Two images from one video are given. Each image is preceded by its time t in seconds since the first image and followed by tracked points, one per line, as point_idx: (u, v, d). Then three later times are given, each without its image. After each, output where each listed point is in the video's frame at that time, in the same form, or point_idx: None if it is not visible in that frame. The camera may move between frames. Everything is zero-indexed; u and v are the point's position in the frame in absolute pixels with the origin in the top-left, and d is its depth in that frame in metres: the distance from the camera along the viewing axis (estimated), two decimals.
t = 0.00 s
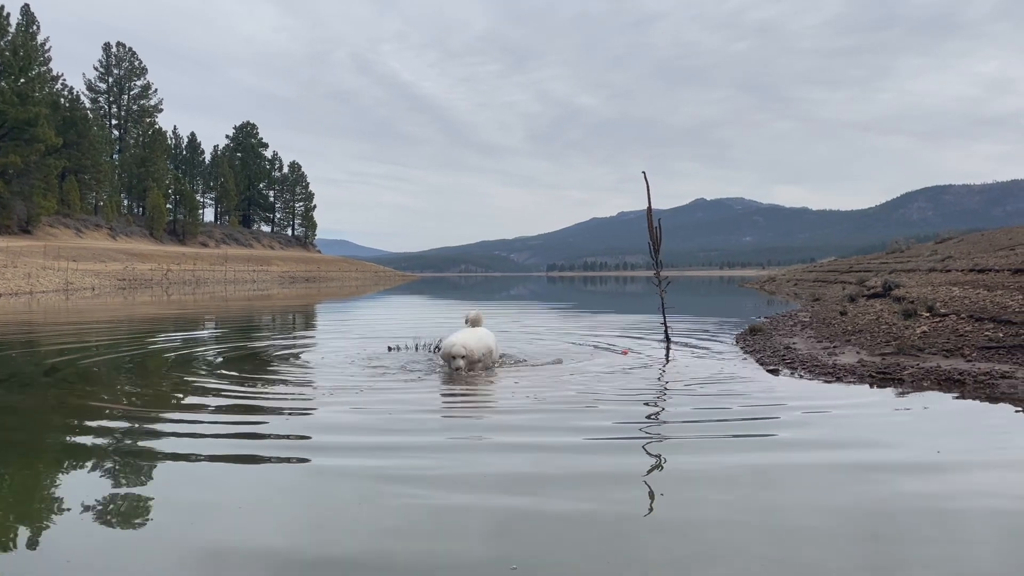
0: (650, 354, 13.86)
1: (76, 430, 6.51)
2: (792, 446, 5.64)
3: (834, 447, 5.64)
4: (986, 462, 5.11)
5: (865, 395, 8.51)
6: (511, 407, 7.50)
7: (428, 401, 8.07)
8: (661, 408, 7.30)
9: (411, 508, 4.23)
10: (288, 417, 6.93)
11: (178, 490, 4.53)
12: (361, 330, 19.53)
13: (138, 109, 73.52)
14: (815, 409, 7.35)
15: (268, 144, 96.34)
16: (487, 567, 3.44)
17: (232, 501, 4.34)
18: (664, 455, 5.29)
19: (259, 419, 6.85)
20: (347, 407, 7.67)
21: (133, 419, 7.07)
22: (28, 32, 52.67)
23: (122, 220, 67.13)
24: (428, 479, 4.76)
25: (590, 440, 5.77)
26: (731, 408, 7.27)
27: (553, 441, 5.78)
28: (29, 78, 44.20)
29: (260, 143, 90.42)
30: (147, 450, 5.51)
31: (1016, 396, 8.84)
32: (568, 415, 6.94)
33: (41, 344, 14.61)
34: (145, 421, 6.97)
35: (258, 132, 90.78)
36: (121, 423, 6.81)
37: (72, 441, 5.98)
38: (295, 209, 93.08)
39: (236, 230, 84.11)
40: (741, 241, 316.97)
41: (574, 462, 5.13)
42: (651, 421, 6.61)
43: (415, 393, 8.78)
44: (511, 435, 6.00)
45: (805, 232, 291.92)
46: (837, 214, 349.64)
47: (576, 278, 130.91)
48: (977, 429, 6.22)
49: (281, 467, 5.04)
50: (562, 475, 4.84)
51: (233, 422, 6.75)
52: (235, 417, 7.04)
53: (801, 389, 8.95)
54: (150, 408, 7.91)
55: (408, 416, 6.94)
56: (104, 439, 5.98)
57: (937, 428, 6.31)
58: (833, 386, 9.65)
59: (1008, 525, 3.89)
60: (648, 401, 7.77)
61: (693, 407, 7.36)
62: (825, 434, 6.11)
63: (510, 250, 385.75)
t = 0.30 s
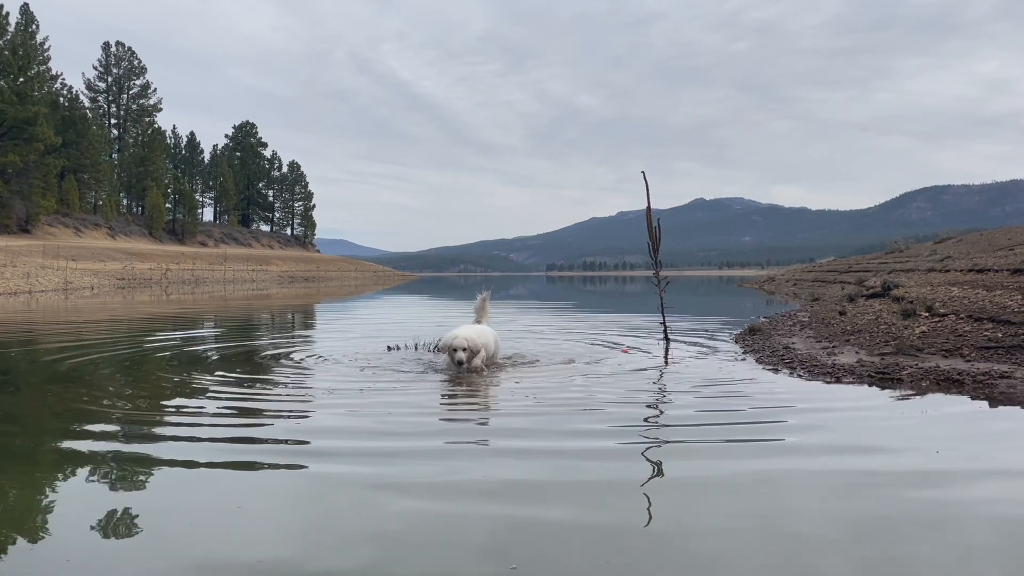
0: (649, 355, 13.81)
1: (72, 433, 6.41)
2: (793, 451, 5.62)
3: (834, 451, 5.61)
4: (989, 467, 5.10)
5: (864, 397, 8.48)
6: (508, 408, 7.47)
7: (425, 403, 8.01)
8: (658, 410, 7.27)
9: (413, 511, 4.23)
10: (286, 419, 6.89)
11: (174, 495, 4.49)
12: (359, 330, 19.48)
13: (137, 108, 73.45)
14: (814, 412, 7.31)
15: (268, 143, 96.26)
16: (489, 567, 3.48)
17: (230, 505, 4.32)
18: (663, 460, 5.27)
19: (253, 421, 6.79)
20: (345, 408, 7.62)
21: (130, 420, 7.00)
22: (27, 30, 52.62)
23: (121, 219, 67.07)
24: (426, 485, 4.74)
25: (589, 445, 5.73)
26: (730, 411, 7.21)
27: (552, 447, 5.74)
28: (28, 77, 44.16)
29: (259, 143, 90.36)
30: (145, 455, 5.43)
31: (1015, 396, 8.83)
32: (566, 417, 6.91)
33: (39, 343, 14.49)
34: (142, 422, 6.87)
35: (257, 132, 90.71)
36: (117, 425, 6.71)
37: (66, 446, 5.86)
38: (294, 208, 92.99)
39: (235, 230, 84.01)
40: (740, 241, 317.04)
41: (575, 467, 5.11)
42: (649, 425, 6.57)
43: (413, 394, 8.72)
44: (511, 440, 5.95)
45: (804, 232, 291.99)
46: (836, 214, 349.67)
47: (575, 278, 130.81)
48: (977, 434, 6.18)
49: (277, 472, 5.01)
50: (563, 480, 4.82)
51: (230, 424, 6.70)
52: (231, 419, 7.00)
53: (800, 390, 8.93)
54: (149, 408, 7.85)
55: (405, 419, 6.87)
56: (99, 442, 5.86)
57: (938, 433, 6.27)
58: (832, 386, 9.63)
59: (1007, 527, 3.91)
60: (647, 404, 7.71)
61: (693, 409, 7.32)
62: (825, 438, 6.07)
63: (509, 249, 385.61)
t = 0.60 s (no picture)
0: (649, 355, 13.77)
1: (69, 434, 6.33)
2: (790, 453, 5.63)
3: (832, 453, 5.63)
4: (986, 466, 5.12)
5: (863, 398, 8.45)
6: (506, 411, 7.42)
7: (424, 404, 7.97)
8: (658, 415, 7.20)
9: (413, 515, 4.25)
10: (283, 421, 6.83)
11: (171, 499, 4.49)
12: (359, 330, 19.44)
13: (136, 107, 73.39)
14: (815, 414, 7.24)
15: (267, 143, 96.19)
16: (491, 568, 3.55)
17: (229, 509, 4.33)
18: (659, 465, 5.29)
19: (249, 424, 6.69)
20: (343, 409, 7.58)
21: (130, 420, 6.95)
22: (27, 29, 52.62)
23: (121, 219, 67.01)
24: (425, 487, 4.76)
25: (588, 448, 5.76)
26: (731, 414, 7.13)
27: (550, 450, 5.76)
28: (27, 76, 44.12)
29: (259, 142, 90.30)
30: (140, 461, 5.32)
31: (1013, 396, 8.81)
32: (566, 420, 6.86)
33: (38, 343, 14.43)
34: (142, 424, 6.78)
35: (256, 131, 90.66)
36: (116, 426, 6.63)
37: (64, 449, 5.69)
38: (293, 208, 92.90)
39: (234, 229, 83.94)
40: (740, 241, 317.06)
41: (574, 472, 5.13)
42: (649, 429, 6.50)
43: (412, 395, 8.69)
44: (510, 443, 5.96)
45: (804, 232, 291.93)
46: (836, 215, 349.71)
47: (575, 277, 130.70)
48: (978, 433, 6.13)
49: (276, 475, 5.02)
50: (562, 483, 4.85)
51: (226, 426, 6.64)
52: (229, 420, 6.95)
53: (799, 391, 8.91)
54: (148, 408, 7.82)
55: (401, 422, 6.80)
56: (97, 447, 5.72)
57: (936, 432, 6.28)
58: (830, 386, 9.60)
59: (1007, 528, 3.94)
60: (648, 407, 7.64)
61: (694, 412, 7.27)
62: (823, 440, 6.09)
63: (509, 249, 385.61)
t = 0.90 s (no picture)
0: (648, 355, 13.78)
1: (69, 435, 6.25)
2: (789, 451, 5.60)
3: (831, 451, 5.59)
4: (986, 464, 5.07)
5: (863, 398, 8.43)
6: (504, 412, 7.33)
7: (422, 404, 7.95)
8: (658, 418, 7.00)
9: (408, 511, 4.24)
10: (278, 422, 6.75)
11: (163, 503, 4.42)
12: (358, 330, 19.44)
13: (136, 107, 73.38)
14: (817, 417, 7.07)
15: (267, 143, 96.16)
16: (486, 566, 3.51)
17: (223, 511, 4.28)
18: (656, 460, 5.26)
19: (241, 427, 6.55)
20: (341, 410, 7.54)
21: (129, 421, 6.90)
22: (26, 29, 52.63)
23: (120, 218, 67.05)
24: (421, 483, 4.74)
25: (586, 445, 5.73)
26: (732, 418, 6.95)
27: (546, 446, 5.71)
28: (27, 75, 44.12)
29: (258, 142, 90.35)
30: (126, 469, 5.12)
31: (1012, 396, 8.81)
32: (565, 421, 6.80)
33: (37, 343, 14.36)
34: (141, 425, 6.69)
35: (256, 131, 90.65)
36: (113, 427, 6.53)
37: (68, 453, 5.55)
38: (292, 208, 92.84)
39: (234, 229, 83.88)
40: (740, 241, 317.08)
41: (570, 467, 5.11)
42: (648, 432, 6.29)
43: (411, 395, 8.66)
44: (505, 441, 5.92)
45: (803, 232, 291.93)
46: (835, 215, 349.84)
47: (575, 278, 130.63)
48: (979, 431, 6.09)
49: (271, 474, 4.98)
50: (559, 479, 4.82)
51: (221, 428, 6.55)
52: (227, 421, 6.90)
53: (798, 391, 8.93)
54: (148, 408, 7.79)
55: (395, 424, 6.68)
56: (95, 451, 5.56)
57: (935, 430, 6.23)
58: (830, 387, 9.59)
59: (1006, 526, 3.93)
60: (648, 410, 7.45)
61: (694, 412, 7.31)
62: (821, 437, 6.05)
63: (508, 249, 385.63)
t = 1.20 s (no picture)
0: (648, 355, 13.77)
1: (68, 433, 6.25)
2: (794, 450, 5.54)
3: (835, 451, 5.52)
4: (986, 465, 5.02)
5: (863, 398, 8.41)
6: (504, 414, 7.16)
7: (419, 405, 7.94)
8: (657, 421, 6.74)
9: (405, 511, 4.19)
10: (272, 423, 6.60)
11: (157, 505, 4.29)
12: (357, 329, 19.40)
13: (135, 106, 73.34)
14: (820, 419, 6.85)
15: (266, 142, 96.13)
16: (488, 568, 3.46)
17: (220, 511, 4.20)
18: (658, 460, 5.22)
19: (234, 430, 6.33)
20: (339, 410, 7.49)
21: (129, 421, 6.82)
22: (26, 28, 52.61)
23: (120, 217, 66.99)
24: (417, 484, 4.68)
25: (586, 445, 5.69)
26: (733, 421, 6.68)
27: (547, 447, 5.65)
28: (27, 74, 44.13)
29: (258, 142, 90.35)
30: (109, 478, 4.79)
31: (1013, 396, 8.80)
32: (564, 421, 6.75)
33: (36, 343, 14.25)
34: (139, 428, 6.49)
35: (255, 130, 90.63)
36: (109, 431, 6.29)
37: (65, 459, 5.33)
38: (292, 207, 92.80)
39: (233, 228, 83.81)
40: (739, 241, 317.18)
41: (569, 468, 5.05)
42: (649, 438, 5.98)
43: (410, 395, 8.63)
44: (502, 441, 5.86)
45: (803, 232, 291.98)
46: (834, 215, 349.91)
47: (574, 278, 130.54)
48: (979, 433, 6.10)
49: (268, 474, 4.89)
50: (558, 478, 4.80)
51: (217, 428, 6.44)
52: (227, 419, 6.85)
53: (797, 391, 8.94)
54: (146, 407, 7.71)
55: (388, 426, 6.50)
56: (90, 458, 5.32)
57: (935, 433, 6.16)
58: (830, 387, 9.58)
59: (1009, 525, 3.89)
60: (647, 413, 7.19)
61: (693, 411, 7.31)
62: (823, 438, 5.98)
63: (508, 249, 385.47)
